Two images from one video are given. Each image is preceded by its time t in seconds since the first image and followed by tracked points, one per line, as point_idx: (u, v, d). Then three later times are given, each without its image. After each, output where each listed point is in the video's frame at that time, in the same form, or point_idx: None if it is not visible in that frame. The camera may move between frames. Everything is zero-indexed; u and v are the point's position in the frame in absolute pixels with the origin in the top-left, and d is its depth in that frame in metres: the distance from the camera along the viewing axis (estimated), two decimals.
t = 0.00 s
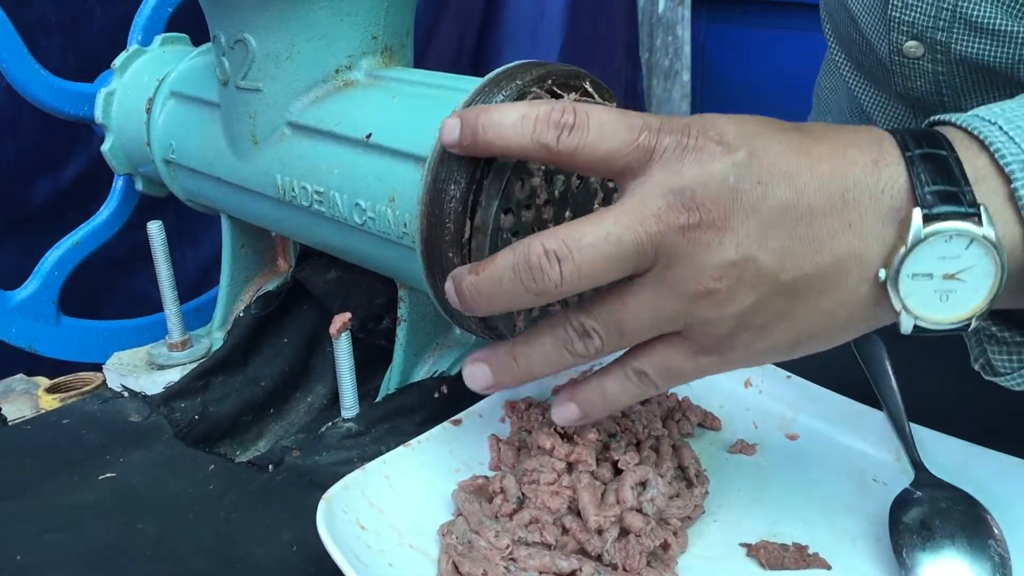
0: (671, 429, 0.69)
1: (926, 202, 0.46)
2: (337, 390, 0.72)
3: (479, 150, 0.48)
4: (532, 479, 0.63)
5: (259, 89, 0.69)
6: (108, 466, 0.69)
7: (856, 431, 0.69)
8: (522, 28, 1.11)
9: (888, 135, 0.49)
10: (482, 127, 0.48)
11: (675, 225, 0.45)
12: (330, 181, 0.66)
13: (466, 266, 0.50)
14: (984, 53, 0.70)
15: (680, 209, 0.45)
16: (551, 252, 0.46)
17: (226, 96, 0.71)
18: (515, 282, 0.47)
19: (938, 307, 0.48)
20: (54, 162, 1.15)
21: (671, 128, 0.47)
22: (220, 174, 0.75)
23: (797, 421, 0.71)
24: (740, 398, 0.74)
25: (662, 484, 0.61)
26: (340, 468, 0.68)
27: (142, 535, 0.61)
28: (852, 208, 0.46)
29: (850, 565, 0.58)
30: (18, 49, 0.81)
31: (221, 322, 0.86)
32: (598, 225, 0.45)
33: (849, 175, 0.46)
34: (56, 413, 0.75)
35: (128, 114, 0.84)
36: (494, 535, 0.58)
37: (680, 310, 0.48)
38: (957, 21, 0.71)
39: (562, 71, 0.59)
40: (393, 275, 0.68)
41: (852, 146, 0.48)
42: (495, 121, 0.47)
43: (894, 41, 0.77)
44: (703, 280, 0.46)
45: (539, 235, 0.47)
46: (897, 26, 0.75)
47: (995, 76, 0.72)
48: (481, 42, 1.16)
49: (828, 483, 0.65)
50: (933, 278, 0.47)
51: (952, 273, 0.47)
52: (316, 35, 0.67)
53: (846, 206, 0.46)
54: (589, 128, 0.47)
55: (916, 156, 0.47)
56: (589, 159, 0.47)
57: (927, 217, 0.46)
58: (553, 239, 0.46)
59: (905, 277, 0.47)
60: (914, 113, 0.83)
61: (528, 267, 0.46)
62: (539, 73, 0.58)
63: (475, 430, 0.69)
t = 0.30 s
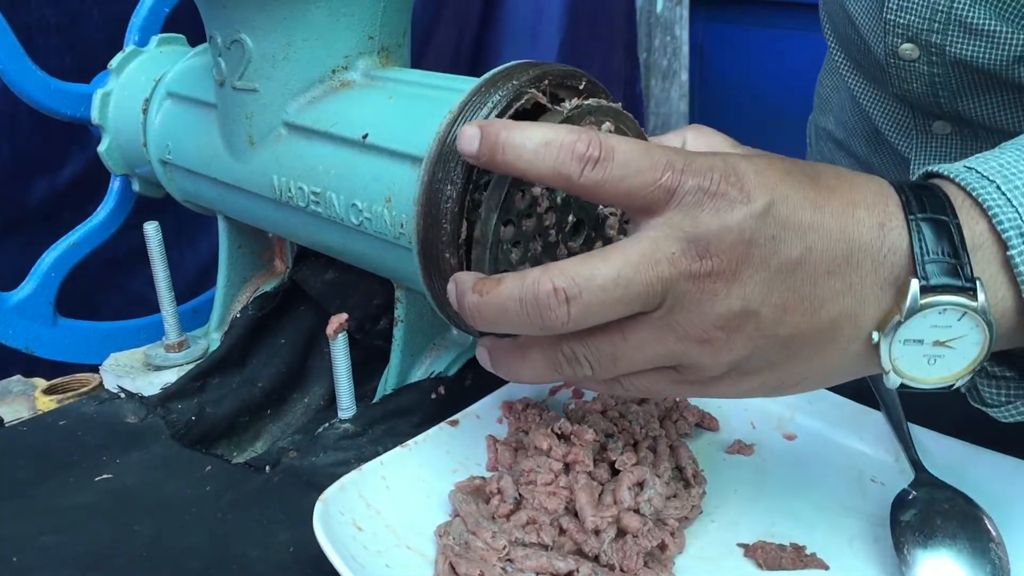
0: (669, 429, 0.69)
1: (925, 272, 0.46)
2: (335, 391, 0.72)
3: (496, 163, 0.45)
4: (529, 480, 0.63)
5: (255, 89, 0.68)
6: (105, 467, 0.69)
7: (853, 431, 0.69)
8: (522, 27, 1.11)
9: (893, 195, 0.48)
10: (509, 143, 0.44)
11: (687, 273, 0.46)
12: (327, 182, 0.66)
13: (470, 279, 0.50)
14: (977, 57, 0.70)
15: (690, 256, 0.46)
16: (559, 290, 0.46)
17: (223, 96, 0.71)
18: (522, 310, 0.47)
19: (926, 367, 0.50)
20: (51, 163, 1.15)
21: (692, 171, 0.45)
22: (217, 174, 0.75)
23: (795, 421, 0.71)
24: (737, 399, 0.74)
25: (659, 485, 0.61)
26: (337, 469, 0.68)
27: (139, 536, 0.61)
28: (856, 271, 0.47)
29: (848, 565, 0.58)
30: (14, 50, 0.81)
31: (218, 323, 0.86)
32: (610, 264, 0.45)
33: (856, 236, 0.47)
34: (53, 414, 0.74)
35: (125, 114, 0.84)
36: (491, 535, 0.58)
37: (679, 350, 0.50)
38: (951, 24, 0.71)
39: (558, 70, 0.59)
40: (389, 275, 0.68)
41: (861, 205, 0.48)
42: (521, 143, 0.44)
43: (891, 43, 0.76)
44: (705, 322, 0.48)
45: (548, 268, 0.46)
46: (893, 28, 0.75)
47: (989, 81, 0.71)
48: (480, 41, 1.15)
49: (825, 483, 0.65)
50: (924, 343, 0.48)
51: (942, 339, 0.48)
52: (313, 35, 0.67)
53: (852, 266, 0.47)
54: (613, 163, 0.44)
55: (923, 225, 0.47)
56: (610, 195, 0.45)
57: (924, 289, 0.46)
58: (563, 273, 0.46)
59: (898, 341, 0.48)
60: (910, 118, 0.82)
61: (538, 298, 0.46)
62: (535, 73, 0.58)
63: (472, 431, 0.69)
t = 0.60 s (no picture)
0: (669, 428, 0.69)
1: (1008, 312, 0.42)
2: (335, 390, 0.72)
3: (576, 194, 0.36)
4: (529, 479, 0.63)
5: (255, 89, 0.69)
6: (104, 466, 0.69)
7: (853, 431, 0.69)
8: (522, 27, 1.10)
9: (977, 220, 0.43)
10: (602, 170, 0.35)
11: (767, 314, 0.40)
12: (327, 181, 0.66)
13: (527, 292, 0.43)
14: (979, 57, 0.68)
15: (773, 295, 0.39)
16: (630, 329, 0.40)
17: (223, 95, 0.71)
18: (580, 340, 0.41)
19: (985, 394, 0.47)
20: (51, 163, 1.15)
21: (795, 200, 0.37)
22: (218, 174, 0.75)
23: (795, 420, 0.71)
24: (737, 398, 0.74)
25: (659, 484, 0.62)
26: (336, 468, 0.68)
27: (139, 535, 0.61)
28: (936, 307, 0.42)
29: (847, 564, 0.58)
30: (14, 49, 0.81)
31: (218, 323, 0.86)
32: (686, 301, 0.39)
33: (946, 272, 0.41)
34: (53, 414, 0.74)
35: (125, 114, 0.84)
36: (491, 534, 0.58)
37: (742, 373, 0.45)
38: (953, 25, 0.69)
39: (558, 69, 0.59)
40: (389, 274, 0.68)
41: (948, 234, 0.42)
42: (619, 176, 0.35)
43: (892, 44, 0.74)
44: (773, 361, 0.43)
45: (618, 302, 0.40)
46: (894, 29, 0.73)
47: (992, 82, 0.70)
48: (479, 41, 1.15)
49: (825, 482, 0.65)
50: (990, 375, 0.45)
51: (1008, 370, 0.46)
52: (313, 35, 0.67)
53: (936, 301, 0.42)
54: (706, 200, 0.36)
55: (1009, 258, 0.42)
56: (706, 234, 0.36)
57: (1006, 330, 0.43)
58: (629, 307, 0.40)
59: (965, 374, 0.45)
60: (911, 117, 0.80)
61: (604, 333, 0.40)
62: (535, 72, 0.58)
63: (472, 430, 0.69)
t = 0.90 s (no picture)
0: (670, 426, 0.69)
1: None
2: (337, 387, 0.72)
3: (730, 240, 0.29)
4: (530, 476, 0.64)
5: (258, 87, 0.69)
6: (106, 463, 0.69)
7: (853, 429, 0.69)
8: (522, 28, 1.10)
9: None
10: (773, 230, 0.28)
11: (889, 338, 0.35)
12: (329, 179, 0.66)
13: (645, 278, 0.34)
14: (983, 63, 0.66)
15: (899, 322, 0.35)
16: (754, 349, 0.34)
17: (226, 94, 0.71)
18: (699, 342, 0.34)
19: None
20: (53, 162, 1.15)
21: (954, 237, 0.30)
22: (220, 172, 0.75)
23: (796, 418, 0.71)
24: (737, 397, 0.74)
25: (660, 482, 0.62)
26: (338, 466, 0.68)
27: (141, 533, 0.61)
28: None
29: (847, 562, 0.58)
30: (17, 48, 0.81)
31: (220, 321, 0.86)
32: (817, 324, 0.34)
33: None
34: (55, 411, 0.75)
35: (127, 113, 0.84)
36: (493, 531, 0.58)
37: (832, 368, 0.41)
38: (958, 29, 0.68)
39: (560, 68, 0.60)
40: (391, 273, 0.69)
41: None
42: (788, 239, 0.28)
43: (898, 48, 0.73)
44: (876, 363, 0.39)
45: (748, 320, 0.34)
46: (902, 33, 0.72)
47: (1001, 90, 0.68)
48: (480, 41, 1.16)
49: (826, 481, 0.65)
50: None
51: None
52: (315, 34, 0.67)
53: None
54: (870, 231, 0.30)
55: None
56: (860, 282, 0.30)
57: None
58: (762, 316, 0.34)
59: None
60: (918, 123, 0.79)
61: (726, 342, 0.34)
62: (538, 71, 0.58)
63: (474, 428, 0.69)
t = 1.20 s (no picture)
0: (669, 424, 0.70)
1: None
2: (338, 384, 0.72)
3: (891, 288, 0.33)
4: (531, 473, 0.64)
5: (260, 85, 0.69)
6: (108, 459, 0.69)
7: (852, 428, 0.69)
8: (522, 27, 1.10)
9: None
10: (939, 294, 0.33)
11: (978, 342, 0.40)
12: (331, 177, 0.66)
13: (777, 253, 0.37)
14: None
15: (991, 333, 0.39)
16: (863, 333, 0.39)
17: (228, 92, 0.71)
18: (822, 322, 0.39)
19: None
20: (54, 159, 1.15)
21: None
22: (222, 169, 0.75)
23: (796, 415, 0.71)
24: (736, 394, 0.75)
25: (660, 479, 0.62)
26: (338, 462, 0.68)
27: (143, 529, 0.62)
28: None
29: (845, 560, 0.58)
30: (19, 45, 0.81)
31: (221, 317, 0.86)
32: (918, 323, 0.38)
33: None
34: (56, 407, 0.75)
35: (129, 110, 0.85)
36: (493, 528, 0.58)
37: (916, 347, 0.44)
38: None
39: (561, 65, 0.60)
40: (392, 270, 0.69)
41: None
42: (953, 298, 0.33)
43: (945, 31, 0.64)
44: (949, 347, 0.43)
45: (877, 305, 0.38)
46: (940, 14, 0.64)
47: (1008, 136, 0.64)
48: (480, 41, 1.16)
49: (825, 478, 0.65)
50: None
51: None
52: (318, 31, 0.67)
53: None
54: (996, 256, 0.36)
55: None
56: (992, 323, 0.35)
57: None
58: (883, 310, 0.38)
59: None
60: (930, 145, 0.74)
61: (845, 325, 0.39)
62: (539, 70, 0.58)
63: (474, 425, 0.69)
